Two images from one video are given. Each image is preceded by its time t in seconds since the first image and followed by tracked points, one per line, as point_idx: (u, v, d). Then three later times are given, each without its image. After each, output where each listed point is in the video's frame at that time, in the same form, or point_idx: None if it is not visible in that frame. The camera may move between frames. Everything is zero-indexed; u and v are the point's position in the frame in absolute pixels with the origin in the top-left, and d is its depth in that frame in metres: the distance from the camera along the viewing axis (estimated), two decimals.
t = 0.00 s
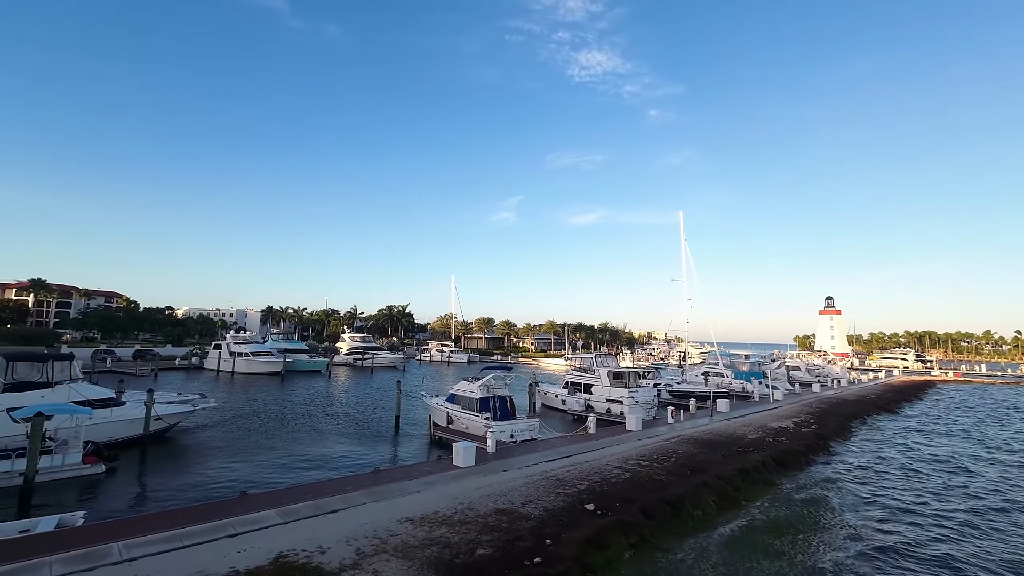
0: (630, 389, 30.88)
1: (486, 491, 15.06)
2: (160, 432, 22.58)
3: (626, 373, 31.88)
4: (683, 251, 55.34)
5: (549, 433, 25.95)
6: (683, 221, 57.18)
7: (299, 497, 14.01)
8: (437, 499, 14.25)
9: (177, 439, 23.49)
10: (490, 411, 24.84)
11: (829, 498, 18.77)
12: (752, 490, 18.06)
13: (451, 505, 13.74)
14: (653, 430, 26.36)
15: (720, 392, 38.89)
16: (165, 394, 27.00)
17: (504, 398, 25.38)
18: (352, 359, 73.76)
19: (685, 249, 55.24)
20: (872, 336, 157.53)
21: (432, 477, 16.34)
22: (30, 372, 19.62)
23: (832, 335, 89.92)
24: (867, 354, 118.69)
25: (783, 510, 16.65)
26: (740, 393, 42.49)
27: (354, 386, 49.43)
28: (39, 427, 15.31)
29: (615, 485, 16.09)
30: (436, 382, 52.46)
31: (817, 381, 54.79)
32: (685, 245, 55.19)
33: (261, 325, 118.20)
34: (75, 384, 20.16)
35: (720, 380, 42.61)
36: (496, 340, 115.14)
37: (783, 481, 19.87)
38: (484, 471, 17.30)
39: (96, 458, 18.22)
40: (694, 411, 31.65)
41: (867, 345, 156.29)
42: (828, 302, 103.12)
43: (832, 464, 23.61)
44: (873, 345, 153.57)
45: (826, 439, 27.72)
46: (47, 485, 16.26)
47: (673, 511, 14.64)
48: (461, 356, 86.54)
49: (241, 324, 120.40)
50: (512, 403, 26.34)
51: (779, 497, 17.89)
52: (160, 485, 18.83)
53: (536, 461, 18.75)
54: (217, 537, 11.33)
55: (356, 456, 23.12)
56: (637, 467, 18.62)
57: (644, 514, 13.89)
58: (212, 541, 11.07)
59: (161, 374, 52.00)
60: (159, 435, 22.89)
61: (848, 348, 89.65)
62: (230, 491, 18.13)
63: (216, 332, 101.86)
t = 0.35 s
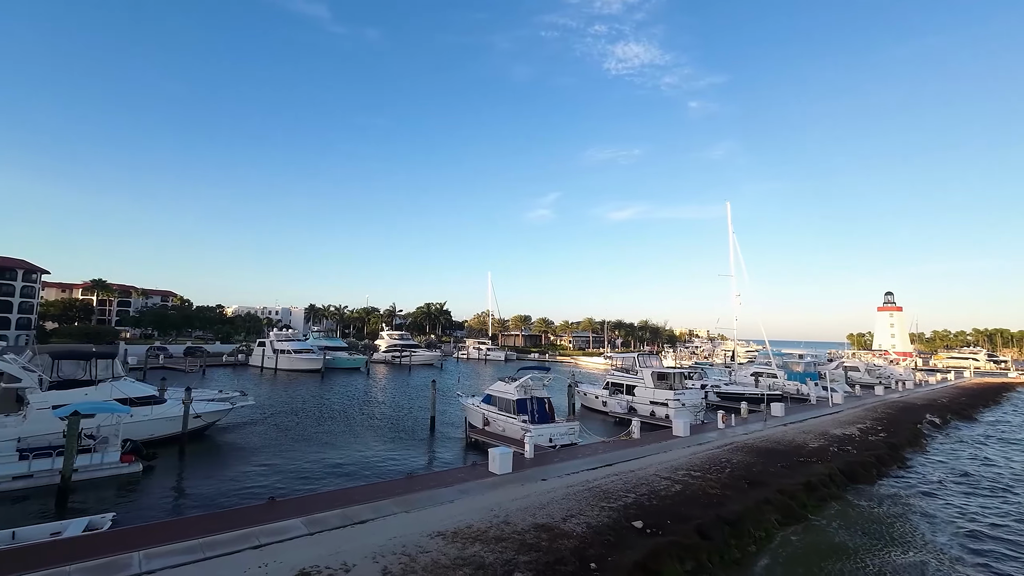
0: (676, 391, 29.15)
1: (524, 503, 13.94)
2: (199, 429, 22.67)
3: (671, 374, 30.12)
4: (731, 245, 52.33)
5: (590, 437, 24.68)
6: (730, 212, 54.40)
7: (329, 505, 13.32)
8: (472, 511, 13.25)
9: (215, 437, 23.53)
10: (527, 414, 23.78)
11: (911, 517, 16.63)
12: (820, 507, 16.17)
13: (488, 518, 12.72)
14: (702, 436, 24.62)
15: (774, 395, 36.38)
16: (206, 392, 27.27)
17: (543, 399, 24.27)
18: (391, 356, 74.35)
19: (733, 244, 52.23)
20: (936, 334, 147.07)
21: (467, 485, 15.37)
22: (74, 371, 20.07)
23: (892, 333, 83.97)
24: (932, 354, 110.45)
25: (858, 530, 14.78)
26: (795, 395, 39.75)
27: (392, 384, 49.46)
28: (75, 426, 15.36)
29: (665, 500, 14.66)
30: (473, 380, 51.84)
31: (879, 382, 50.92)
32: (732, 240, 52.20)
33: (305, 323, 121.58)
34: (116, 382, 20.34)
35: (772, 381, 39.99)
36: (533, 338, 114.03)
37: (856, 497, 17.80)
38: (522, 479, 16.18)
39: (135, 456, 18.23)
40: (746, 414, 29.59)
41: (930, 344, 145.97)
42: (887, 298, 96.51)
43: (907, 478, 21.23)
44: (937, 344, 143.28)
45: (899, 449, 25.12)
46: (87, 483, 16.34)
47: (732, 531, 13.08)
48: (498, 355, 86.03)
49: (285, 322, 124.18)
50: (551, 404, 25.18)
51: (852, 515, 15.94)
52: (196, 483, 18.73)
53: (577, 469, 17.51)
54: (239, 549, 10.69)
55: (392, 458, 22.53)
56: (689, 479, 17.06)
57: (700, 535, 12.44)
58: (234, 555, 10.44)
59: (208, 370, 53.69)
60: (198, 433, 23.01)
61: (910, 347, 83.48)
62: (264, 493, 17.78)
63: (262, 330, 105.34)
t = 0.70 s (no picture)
0: (727, 397, 27.17)
1: (565, 521, 12.75)
2: (236, 430, 22.64)
3: (721, 378, 28.18)
4: (783, 241, 49.27)
5: (633, 446, 23.21)
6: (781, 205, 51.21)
7: (357, 518, 12.55)
8: (508, 529, 12.17)
9: (252, 439, 23.48)
10: (566, 419, 22.56)
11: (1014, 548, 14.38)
12: (903, 534, 14.19)
13: (525, 538, 11.61)
14: (758, 446, 22.69)
15: (834, 402, 33.64)
16: (243, 391, 27.35)
17: (582, 404, 22.99)
18: (428, 356, 74.39)
19: (786, 240, 49.17)
20: (1011, 336, 135.33)
21: (503, 498, 14.30)
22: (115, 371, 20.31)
23: (962, 334, 77.42)
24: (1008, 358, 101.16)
25: (952, 564, 12.79)
26: (857, 402, 36.70)
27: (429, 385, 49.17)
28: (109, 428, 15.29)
29: (722, 522, 13.13)
30: (510, 382, 50.86)
31: (952, 388, 46.62)
32: (785, 235, 49.16)
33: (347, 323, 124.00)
34: (155, 382, 20.45)
35: (831, 387, 37.11)
36: (571, 338, 111.96)
37: (944, 522, 15.63)
38: (562, 492, 15.00)
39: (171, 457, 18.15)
40: (804, 423, 27.30)
41: (1005, 346, 134.36)
42: (956, 296, 89.20)
43: (1001, 500, 18.71)
44: (1012, 347, 131.84)
45: (987, 466, 22.36)
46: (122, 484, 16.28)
47: (803, 562, 11.46)
48: (535, 355, 84.75)
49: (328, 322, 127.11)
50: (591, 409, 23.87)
51: (942, 545, 13.90)
52: (230, 486, 18.51)
53: (621, 482, 16.16)
54: (260, 566, 10.01)
55: (426, 465, 21.84)
56: (747, 497, 15.43)
57: (766, 566, 10.90)
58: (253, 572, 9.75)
59: (252, 369, 55.02)
60: (235, 433, 23.00)
61: (984, 350, 76.64)
62: (296, 500, 17.35)
63: (306, 330, 108.04)
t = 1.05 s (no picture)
0: (782, 406, 25.09)
1: (608, 546, 11.46)
2: (269, 434, 22.42)
3: (775, 385, 26.10)
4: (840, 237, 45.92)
5: (680, 457, 21.60)
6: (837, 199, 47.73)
7: (382, 535, 11.65)
8: (545, 554, 10.98)
9: (286, 442, 23.26)
10: (608, 428, 21.20)
11: None
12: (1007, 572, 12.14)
13: (564, 566, 10.40)
14: (820, 461, 20.64)
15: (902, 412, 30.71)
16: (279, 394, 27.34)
17: (624, 412, 21.57)
18: (464, 358, 74.02)
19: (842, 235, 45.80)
20: None
21: (539, 516, 13.12)
22: (151, 373, 20.35)
23: None
24: None
25: None
26: (928, 412, 33.48)
27: (464, 388, 48.53)
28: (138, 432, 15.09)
29: (790, 552, 11.52)
30: (547, 386, 49.64)
31: None
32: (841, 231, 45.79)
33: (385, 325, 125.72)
34: (190, 385, 20.44)
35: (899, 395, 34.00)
36: (610, 341, 109.43)
37: None
38: (604, 511, 13.69)
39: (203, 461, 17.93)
40: (871, 435, 24.86)
41: None
42: None
43: None
44: None
45: None
46: (154, 489, 16.10)
47: None
48: (573, 358, 83.07)
49: (367, 324, 129.35)
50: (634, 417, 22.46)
51: None
52: (261, 491, 18.14)
53: (670, 501, 14.68)
54: None
55: (459, 473, 20.86)
56: (815, 521, 13.68)
57: None
58: None
59: (293, 371, 56.05)
60: (269, 437, 22.80)
61: None
62: (325, 508, 16.73)
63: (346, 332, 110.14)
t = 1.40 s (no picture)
0: (844, 416, 22.86)
1: None
2: (300, 439, 22.06)
3: (835, 394, 23.89)
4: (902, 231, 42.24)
5: (730, 473, 19.88)
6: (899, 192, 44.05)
7: (407, 558, 10.67)
8: None
9: (317, 448, 22.87)
10: (650, 439, 19.76)
11: None
12: None
13: None
14: (891, 479, 18.52)
15: (982, 424, 27.65)
16: (312, 398, 27.11)
17: (669, 422, 20.03)
18: (498, 361, 73.21)
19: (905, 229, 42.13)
20: None
21: (578, 540, 11.87)
22: (183, 377, 20.25)
23: None
24: None
25: None
26: (1009, 424, 30.17)
27: (499, 391, 47.64)
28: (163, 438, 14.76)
29: None
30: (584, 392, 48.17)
31: None
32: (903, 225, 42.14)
33: (421, 327, 126.61)
34: (222, 389, 20.24)
35: (975, 405, 30.78)
36: (647, 344, 106.46)
37: None
38: (649, 536, 12.29)
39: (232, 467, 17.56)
40: (948, 450, 22.32)
41: None
42: None
43: None
44: None
45: None
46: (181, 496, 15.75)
47: None
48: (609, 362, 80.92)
49: (403, 326, 130.67)
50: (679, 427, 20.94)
51: None
52: (289, 498, 17.62)
53: (724, 526, 13.13)
54: None
55: (493, 482, 19.83)
56: (898, 556, 11.85)
57: None
58: None
59: (329, 373, 56.58)
60: (300, 443, 22.45)
61: None
62: (352, 518, 16.01)
63: (382, 334, 111.42)
